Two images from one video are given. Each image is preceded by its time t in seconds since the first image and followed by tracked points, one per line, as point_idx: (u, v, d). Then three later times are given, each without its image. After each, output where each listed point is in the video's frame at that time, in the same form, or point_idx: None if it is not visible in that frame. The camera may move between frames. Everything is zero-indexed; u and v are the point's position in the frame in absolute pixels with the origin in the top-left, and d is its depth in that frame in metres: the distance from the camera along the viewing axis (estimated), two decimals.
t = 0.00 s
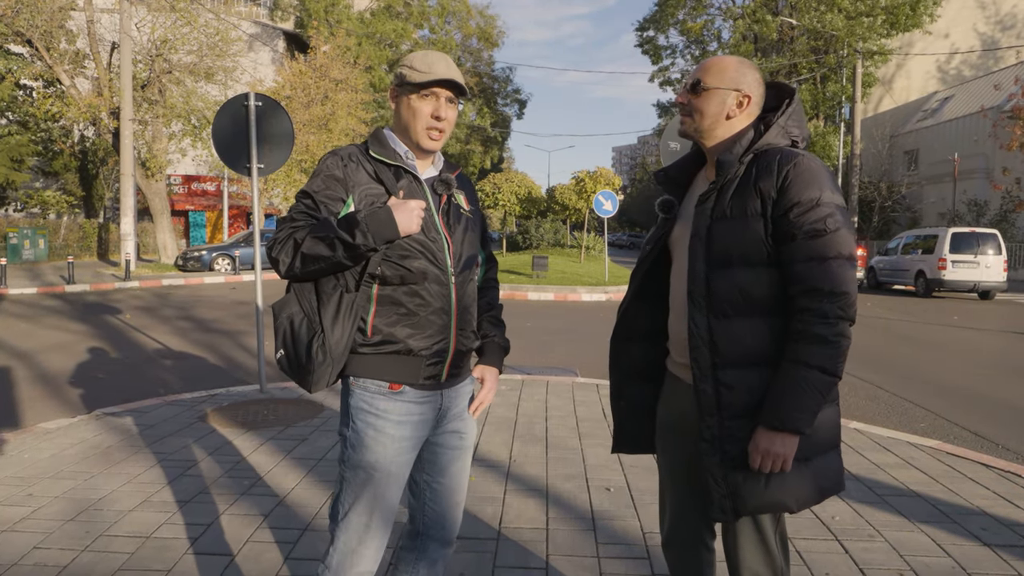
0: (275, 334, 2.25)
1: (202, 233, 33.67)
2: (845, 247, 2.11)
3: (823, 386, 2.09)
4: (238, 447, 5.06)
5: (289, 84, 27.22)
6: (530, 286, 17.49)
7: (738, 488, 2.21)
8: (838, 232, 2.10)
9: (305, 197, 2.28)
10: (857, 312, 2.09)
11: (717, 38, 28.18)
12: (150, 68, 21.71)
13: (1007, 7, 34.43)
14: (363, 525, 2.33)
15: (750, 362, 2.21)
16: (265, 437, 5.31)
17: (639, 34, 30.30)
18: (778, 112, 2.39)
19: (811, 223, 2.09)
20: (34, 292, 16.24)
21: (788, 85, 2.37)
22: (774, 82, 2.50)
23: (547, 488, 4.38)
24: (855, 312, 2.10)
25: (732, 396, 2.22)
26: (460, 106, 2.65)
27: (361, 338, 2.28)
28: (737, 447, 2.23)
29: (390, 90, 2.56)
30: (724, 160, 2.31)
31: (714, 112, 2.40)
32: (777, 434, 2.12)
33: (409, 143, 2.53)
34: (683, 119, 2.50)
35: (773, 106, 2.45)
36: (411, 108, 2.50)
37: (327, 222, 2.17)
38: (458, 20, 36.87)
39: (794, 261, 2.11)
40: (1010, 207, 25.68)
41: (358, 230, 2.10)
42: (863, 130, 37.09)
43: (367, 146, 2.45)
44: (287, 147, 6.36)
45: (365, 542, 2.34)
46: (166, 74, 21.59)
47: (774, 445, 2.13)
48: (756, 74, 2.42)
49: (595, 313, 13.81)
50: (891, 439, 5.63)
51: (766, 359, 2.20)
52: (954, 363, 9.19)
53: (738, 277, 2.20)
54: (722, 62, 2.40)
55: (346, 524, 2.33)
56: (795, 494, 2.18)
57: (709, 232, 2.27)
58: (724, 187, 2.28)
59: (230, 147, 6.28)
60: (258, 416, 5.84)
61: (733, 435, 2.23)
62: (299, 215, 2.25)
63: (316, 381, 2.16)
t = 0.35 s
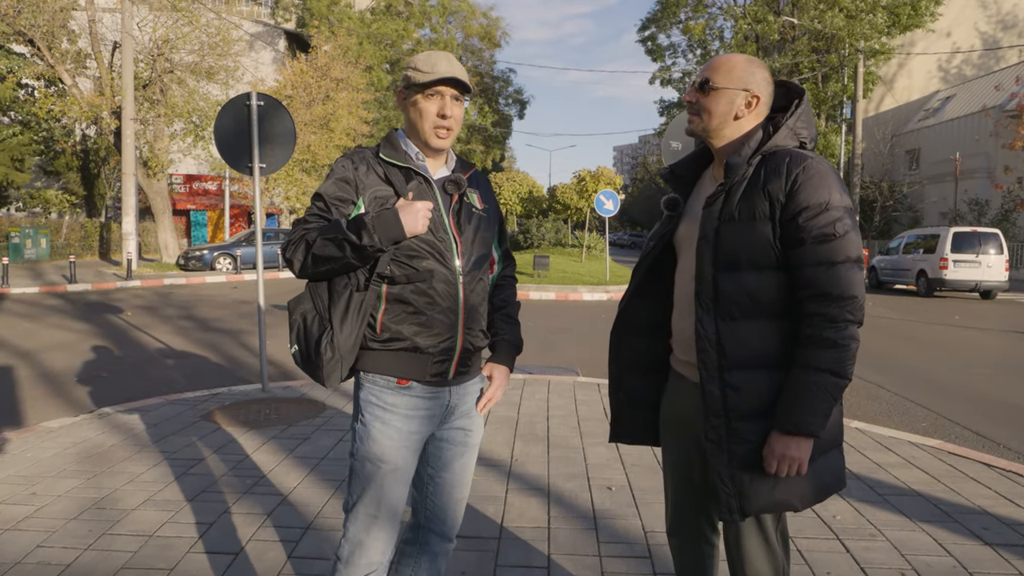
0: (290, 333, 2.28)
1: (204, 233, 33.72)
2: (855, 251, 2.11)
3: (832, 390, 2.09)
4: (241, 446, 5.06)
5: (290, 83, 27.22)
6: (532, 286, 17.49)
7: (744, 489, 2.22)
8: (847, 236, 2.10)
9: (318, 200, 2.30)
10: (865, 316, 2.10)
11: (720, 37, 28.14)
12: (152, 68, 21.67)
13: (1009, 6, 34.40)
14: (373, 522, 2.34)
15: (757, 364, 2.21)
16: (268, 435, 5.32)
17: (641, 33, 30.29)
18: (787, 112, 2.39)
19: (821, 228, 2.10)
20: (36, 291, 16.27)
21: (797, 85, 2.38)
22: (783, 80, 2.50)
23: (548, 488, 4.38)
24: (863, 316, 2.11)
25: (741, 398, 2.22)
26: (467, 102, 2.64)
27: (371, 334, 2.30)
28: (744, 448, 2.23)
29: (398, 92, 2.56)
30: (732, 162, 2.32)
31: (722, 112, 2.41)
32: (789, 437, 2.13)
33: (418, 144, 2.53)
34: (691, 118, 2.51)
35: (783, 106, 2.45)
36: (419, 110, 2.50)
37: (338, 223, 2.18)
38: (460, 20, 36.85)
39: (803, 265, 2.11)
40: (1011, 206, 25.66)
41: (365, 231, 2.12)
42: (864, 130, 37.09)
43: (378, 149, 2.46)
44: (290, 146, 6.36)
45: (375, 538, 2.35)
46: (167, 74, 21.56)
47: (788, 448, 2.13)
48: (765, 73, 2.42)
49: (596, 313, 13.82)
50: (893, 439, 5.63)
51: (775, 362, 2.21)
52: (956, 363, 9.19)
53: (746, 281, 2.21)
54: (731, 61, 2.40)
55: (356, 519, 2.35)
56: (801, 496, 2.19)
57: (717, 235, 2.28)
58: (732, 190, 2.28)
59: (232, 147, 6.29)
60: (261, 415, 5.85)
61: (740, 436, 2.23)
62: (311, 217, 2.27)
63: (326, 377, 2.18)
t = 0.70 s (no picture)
0: (293, 318, 2.30)
1: (204, 233, 33.74)
2: (851, 257, 2.12)
3: (824, 395, 2.10)
4: (241, 446, 5.07)
5: (290, 84, 27.26)
6: (532, 286, 17.49)
7: (736, 488, 2.23)
8: (844, 241, 2.11)
9: (331, 192, 2.30)
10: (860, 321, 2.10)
11: (720, 36, 28.12)
12: (151, 69, 21.64)
13: (1007, 6, 34.47)
14: (369, 517, 2.35)
15: (752, 366, 2.22)
16: (268, 436, 5.32)
17: (641, 33, 30.31)
18: (788, 116, 2.40)
19: (819, 233, 2.10)
20: (36, 292, 16.27)
21: (797, 88, 2.39)
22: (785, 83, 2.51)
23: (549, 488, 4.39)
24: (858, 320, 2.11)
25: (735, 400, 2.23)
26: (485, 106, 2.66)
27: (373, 328, 2.32)
28: (738, 449, 2.24)
29: (418, 90, 2.57)
30: (732, 165, 2.32)
31: (723, 113, 2.41)
32: (781, 440, 2.14)
33: (433, 145, 2.54)
34: (692, 119, 2.52)
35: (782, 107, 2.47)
36: (437, 108, 2.51)
37: (349, 217, 2.19)
38: (460, 20, 36.86)
39: (800, 270, 2.12)
40: (1010, 206, 25.71)
41: (376, 228, 2.13)
42: (864, 129, 37.11)
43: (394, 147, 2.47)
44: (289, 147, 6.38)
45: (370, 534, 2.36)
46: (167, 74, 21.53)
47: (780, 450, 2.14)
48: (769, 75, 2.43)
49: (596, 313, 13.83)
50: (892, 438, 5.63)
51: (770, 364, 2.21)
52: (955, 362, 9.20)
53: (743, 283, 2.21)
54: (733, 62, 2.41)
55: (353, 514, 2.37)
56: (791, 496, 2.20)
57: (715, 236, 2.28)
58: (730, 192, 2.28)
59: (232, 147, 6.30)
60: (260, 415, 5.86)
61: (733, 437, 2.24)
62: (324, 208, 2.27)
63: (326, 367, 2.20)
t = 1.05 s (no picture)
0: (288, 302, 2.27)
1: (203, 234, 33.73)
2: (841, 258, 2.12)
3: (811, 396, 2.11)
4: (241, 447, 5.07)
5: (289, 85, 27.30)
6: (531, 286, 17.49)
7: (723, 488, 2.24)
8: (833, 242, 2.11)
9: (341, 178, 2.29)
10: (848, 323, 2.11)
11: (719, 37, 28.13)
12: (150, 69, 21.62)
13: (1005, 7, 34.58)
14: (360, 517, 2.36)
15: (740, 366, 2.23)
16: (267, 437, 5.32)
17: (639, 34, 30.34)
18: (781, 116, 2.40)
19: (806, 234, 2.11)
20: (35, 293, 16.26)
21: (791, 88, 2.39)
22: (778, 84, 2.51)
23: (548, 488, 4.39)
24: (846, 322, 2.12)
25: (723, 400, 2.24)
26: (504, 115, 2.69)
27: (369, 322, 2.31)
28: (725, 449, 2.25)
29: (441, 90, 2.59)
30: (723, 166, 2.33)
31: (715, 114, 2.42)
32: (767, 440, 2.14)
33: (447, 145, 2.56)
34: (687, 119, 2.52)
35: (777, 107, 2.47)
36: (458, 107, 2.53)
37: (360, 205, 2.18)
38: (459, 22, 36.87)
39: (787, 270, 2.13)
40: (1009, 206, 25.77)
41: (389, 218, 2.12)
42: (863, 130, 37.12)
43: (408, 141, 2.48)
44: (288, 148, 6.38)
45: (361, 534, 2.36)
46: (166, 75, 21.51)
47: (765, 451, 2.14)
48: (762, 76, 2.42)
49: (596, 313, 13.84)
50: (891, 438, 5.63)
51: (757, 365, 2.22)
52: (953, 363, 9.21)
53: (731, 284, 2.22)
54: (728, 62, 2.40)
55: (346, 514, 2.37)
56: (779, 497, 2.21)
57: (705, 236, 2.28)
58: (722, 192, 2.29)
59: (231, 148, 6.30)
60: (259, 416, 5.86)
61: (721, 438, 2.25)
62: (333, 193, 2.25)
63: (317, 356, 2.18)
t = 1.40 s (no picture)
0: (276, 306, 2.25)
1: (202, 235, 33.73)
2: (835, 254, 2.12)
3: (806, 393, 2.10)
4: (239, 448, 5.06)
5: (288, 85, 27.29)
6: (530, 287, 17.50)
7: (719, 487, 2.24)
8: (827, 238, 2.11)
9: (326, 175, 2.28)
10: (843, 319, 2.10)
11: (718, 37, 28.17)
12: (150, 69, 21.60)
13: (1003, 8, 34.65)
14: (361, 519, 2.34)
15: (733, 365, 2.23)
16: (266, 437, 5.33)
17: (638, 34, 30.33)
18: (773, 114, 2.40)
19: (800, 230, 2.10)
20: (34, 293, 16.25)
21: (784, 88, 2.39)
22: (771, 84, 2.51)
23: (547, 489, 4.38)
24: (840, 318, 2.12)
25: (718, 399, 2.24)
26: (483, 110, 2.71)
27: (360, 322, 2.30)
28: (720, 449, 2.25)
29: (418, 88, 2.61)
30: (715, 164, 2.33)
31: (708, 114, 2.42)
32: (761, 438, 2.14)
33: (430, 139, 2.56)
34: (679, 120, 2.53)
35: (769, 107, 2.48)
36: (435, 103, 2.55)
37: (345, 201, 2.17)
38: (459, 24, 36.87)
39: (781, 267, 2.13)
40: (1008, 207, 25.80)
41: (374, 213, 2.11)
42: (862, 131, 37.12)
43: (392, 138, 2.49)
44: (287, 148, 6.39)
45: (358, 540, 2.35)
46: (165, 76, 21.50)
47: (759, 449, 2.14)
48: (754, 75, 2.43)
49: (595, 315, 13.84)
50: (890, 439, 5.64)
51: (751, 363, 2.22)
52: (952, 364, 9.21)
53: (726, 281, 2.22)
54: (720, 62, 2.41)
55: (347, 517, 2.36)
56: (777, 496, 2.20)
57: (698, 234, 2.29)
58: (715, 190, 2.29)
59: (231, 148, 6.29)
60: (258, 417, 5.86)
61: (717, 437, 2.26)
62: (317, 191, 2.24)
63: (310, 359, 2.18)
